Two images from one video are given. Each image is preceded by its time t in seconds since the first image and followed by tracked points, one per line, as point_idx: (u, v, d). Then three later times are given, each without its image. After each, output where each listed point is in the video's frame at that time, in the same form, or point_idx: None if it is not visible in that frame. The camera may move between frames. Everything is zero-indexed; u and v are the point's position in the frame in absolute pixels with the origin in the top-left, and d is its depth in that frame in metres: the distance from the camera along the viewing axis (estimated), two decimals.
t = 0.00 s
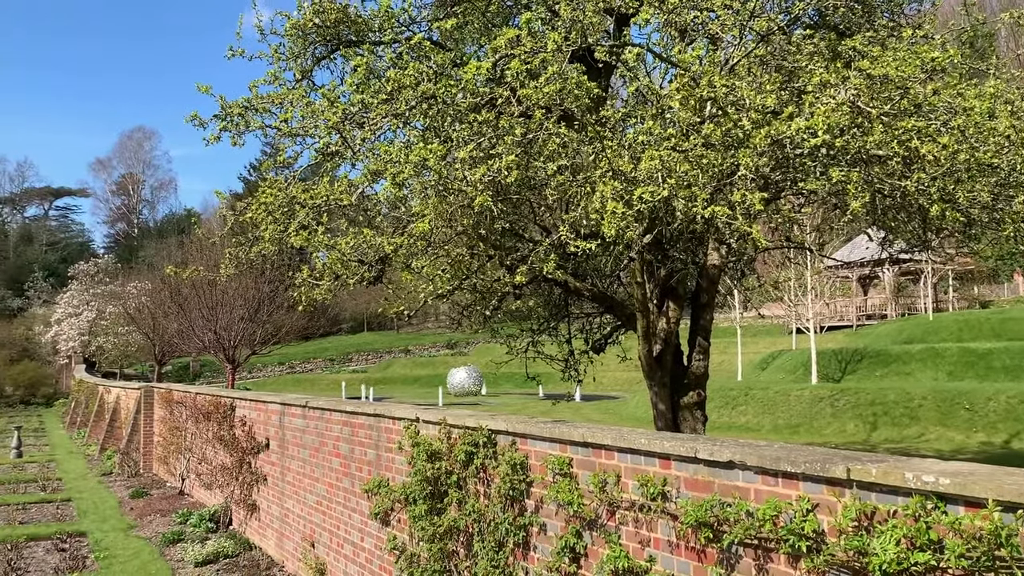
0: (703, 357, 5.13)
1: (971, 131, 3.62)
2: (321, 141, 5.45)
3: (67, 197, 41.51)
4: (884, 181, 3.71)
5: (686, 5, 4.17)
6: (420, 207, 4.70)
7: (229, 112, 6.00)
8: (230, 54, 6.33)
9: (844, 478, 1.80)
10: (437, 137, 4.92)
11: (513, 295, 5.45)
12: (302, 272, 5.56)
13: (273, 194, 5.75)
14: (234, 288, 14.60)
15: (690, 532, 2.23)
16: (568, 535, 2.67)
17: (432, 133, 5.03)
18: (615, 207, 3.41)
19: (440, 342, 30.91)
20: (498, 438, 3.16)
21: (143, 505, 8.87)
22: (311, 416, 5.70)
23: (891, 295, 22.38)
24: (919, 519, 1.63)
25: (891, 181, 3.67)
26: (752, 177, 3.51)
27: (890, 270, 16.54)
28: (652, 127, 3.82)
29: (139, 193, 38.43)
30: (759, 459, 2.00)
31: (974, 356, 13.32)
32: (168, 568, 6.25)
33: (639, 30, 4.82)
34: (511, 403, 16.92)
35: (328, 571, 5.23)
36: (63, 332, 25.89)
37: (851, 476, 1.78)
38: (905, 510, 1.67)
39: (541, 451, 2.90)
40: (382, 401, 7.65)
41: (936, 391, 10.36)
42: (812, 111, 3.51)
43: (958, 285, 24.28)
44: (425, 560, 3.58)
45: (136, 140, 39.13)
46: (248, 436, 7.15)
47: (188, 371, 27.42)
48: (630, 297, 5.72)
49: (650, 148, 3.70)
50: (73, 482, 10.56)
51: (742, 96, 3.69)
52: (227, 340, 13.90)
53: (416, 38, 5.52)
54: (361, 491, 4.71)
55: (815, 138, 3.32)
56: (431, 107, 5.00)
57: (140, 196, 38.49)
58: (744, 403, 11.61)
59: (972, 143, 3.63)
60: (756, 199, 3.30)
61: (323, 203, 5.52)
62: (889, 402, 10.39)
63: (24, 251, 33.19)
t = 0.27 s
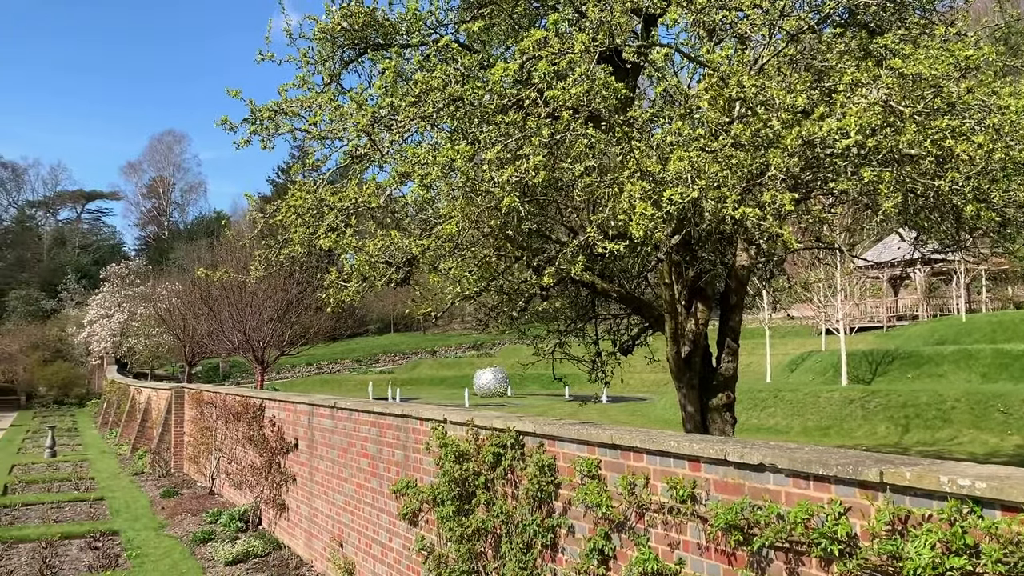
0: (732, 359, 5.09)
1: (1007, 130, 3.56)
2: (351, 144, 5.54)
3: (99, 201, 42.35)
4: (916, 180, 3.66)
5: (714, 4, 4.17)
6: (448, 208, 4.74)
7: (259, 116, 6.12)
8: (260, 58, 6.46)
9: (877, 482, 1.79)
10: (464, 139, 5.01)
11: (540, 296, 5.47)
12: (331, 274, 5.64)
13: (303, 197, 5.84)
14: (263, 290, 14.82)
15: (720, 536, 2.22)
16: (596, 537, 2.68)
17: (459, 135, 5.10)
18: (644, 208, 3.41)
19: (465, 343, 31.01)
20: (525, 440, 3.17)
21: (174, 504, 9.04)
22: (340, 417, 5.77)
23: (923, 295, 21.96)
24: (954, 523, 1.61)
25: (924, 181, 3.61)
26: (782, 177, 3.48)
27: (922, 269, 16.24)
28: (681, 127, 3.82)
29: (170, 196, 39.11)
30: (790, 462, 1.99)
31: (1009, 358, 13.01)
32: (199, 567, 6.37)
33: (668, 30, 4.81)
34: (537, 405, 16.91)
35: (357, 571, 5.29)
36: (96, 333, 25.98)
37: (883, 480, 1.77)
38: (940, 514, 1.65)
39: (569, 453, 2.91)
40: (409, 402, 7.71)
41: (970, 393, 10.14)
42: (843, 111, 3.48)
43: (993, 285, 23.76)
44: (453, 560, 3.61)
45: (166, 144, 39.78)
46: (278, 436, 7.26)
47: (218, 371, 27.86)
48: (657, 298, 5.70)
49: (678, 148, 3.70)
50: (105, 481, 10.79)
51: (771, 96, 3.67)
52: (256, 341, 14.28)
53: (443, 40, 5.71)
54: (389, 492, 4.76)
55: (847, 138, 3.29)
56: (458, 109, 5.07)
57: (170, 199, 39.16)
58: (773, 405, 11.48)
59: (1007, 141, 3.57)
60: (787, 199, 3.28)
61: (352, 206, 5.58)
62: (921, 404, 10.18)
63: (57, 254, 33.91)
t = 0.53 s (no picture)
0: (761, 362, 5.04)
1: None
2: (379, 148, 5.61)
3: (130, 205, 43.15)
4: (949, 181, 3.60)
5: (742, 5, 4.17)
6: (475, 211, 4.77)
7: (288, 121, 6.22)
8: (289, 63, 6.57)
9: (911, 487, 1.77)
10: (491, 142, 5.06)
11: (567, 298, 5.48)
12: (359, 277, 5.72)
13: (332, 201, 5.93)
14: (292, 293, 15.02)
15: (750, 540, 2.21)
16: (625, 541, 2.68)
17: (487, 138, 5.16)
18: (673, 210, 3.41)
19: (491, 345, 31.06)
20: (553, 443, 3.18)
21: (204, 505, 9.21)
22: (368, 420, 5.84)
23: (956, 296, 21.50)
24: (992, 529, 1.59)
25: (958, 181, 3.55)
26: (812, 179, 3.45)
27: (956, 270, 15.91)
28: (710, 129, 3.80)
29: (199, 200, 39.82)
30: (822, 466, 1.98)
31: None
32: (229, 568, 6.49)
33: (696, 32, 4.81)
34: (563, 407, 16.88)
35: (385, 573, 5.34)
36: (127, 336, 26.51)
37: (918, 485, 1.75)
38: (977, 519, 1.63)
39: (597, 457, 2.92)
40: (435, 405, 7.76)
41: (1005, 397, 9.88)
42: (875, 111, 3.43)
43: None
44: (482, 563, 3.62)
45: (195, 148, 40.43)
46: (307, 438, 7.36)
47: (247, 374, 28.28)
48: (685, 300, 5.67)
49: (707, 150, 3.69)
50: (137, 482, 11.03)
51: (802, 97, 3.63)
52: (285, 343, 14.30)
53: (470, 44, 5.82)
54: (417, 494, 4.80)
55: (880, 139, 3.24)
56: (486, 112, 5.14)
57: (200, 203, 39.88)
58: (802, 408, 11.32)
59: None
60: (817, 200, 3.25)
61: (379, 210, 5.64)
62: (954, 407, 9.95)
63: (90, 258, 34.64)
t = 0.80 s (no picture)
0: (792, 365, 4.97)
1: None
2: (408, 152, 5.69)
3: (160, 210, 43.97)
4: (984, 182, 3.54)
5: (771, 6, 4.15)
6: (502, 215, 4.81)
7: (317, 125, 6.31)
8: (318, 69, 6.68)
9: (946, 492, 1.74)
10: (520, 147, 5.12)
11: (594, 302, 5.49)
12: (386, 281, 5.79)
13: (359, 205, 6.00)
14: (320, 296, 15.21)
15: (782, 545, 2.19)
16: (654, 545, 2.67)
17: (514, 142, 5.21)
18: (702, 212, 3.39)
19: (517, 349, 31.07)
20: (581, 447, 3.19)
21: (234, 507, 9.36)
22: (395, 422, 5.90)
23: (992, 298, 21.01)
24: None
25: (992, 182, 3.49)
26: (843, 180, 3.41)
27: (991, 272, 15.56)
28: (738, 131, 3.78)
29: (228, 204, 40.50)
30: (854, 471, 1.96)
31: None
32: (258, 569, 6.59)
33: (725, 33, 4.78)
34: (590, 411, 16.84)
35: None
36: (158, 339, 27.01)
37: (953, 490, 1.72)
38: (1014, 526, 1.60)
39: (626, 461, 2.92)
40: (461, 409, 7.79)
41: None
42: (908, 111, 3.38)
43: None
44: (510, 566, 3.63)
45: (225, 153, 41.10)
46: (335, 441, 7.45)
47: (275, 377, 28.67)
48: (713, 303, 5.64)
49: (735, 152, 3.67)
50: (168, 484, 11.25)
51: (832, 98, 3.59)
52: (313, 345, 14.49)
53: (497, 48, 5.88)
54: (445, 497, 4.84)
55: (912, 139, 3.19)
56: (513, 117, 5.18)
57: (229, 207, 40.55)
58: (833, 412, 11.15)
59: None
60: (848, 202, 3.22)
61: (407, 213, 5.70)
62: (988, 412, 9.67)
63: (121, 262, 35.31)
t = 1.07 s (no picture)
0: (821, 368, 4.92)
1: None
2: (434, 156, 5.74)
3: (190, 214, 44.75)
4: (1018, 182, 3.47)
5: (800, 6, 4.11)
6: (528, 218, 4.84)
7: (345, 130, 6.40)
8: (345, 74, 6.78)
9: (982, 498, 1.72)
10: (546, 149, 5.13)
11: (621, 304, 5.49)
12: (413, 284, 5.85)
13: (386, 209, 6.07)
14: (346, 299, 15.41)
15: (812, 551, 2.18)
16: (683, 550, 2.67)
17: (540, 145, 5.24)
18: (731, 215, 3.38)
19: (542, 351, 31.05)
20: (608, 451, 3.20)
21: (263, 509, 9.51)
22: (422, 425, 5.94)
23: None
24: None
25: None
26: (874, 181, 3.36)
27: None
28: (767, 133, 3.76)
29: (256, 208, 41.14)
30: (886, 476, 1.94)
31: None
32: (286, 571, 6.70)
33: (753, 33, 4.74)
34: (616, 414, 16.76)
35: None
36: (187, 342, 27.55)
37: (988, 496, 1.70)
38: None
39: (654, 464, 2.92)
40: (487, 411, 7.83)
41: None
42: (941, 111, 3.33)
43: None
44: (537, 569, 3.64)
45: (253, 158, 41.73)
46: (362, 443, 7.53)
47: (303, 379, 29.04)
48: (741, 305, 5.60)
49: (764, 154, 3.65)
50: (197, 485, 11.46)
51: (862, 99, 3.55)
52: (340, 348, 14.72)
53: (523, 52, 5.92)
54: (471, 500, 4.87)
55: (946, 139, 3.13)
56: (539, 120, 5.21)
57: (257, 211, 41.20)
58: (863, 415, 10.96)
59: None
60: (879, 203, 3.18)
61: (433, 216, 5.76)
62: None
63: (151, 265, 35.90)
